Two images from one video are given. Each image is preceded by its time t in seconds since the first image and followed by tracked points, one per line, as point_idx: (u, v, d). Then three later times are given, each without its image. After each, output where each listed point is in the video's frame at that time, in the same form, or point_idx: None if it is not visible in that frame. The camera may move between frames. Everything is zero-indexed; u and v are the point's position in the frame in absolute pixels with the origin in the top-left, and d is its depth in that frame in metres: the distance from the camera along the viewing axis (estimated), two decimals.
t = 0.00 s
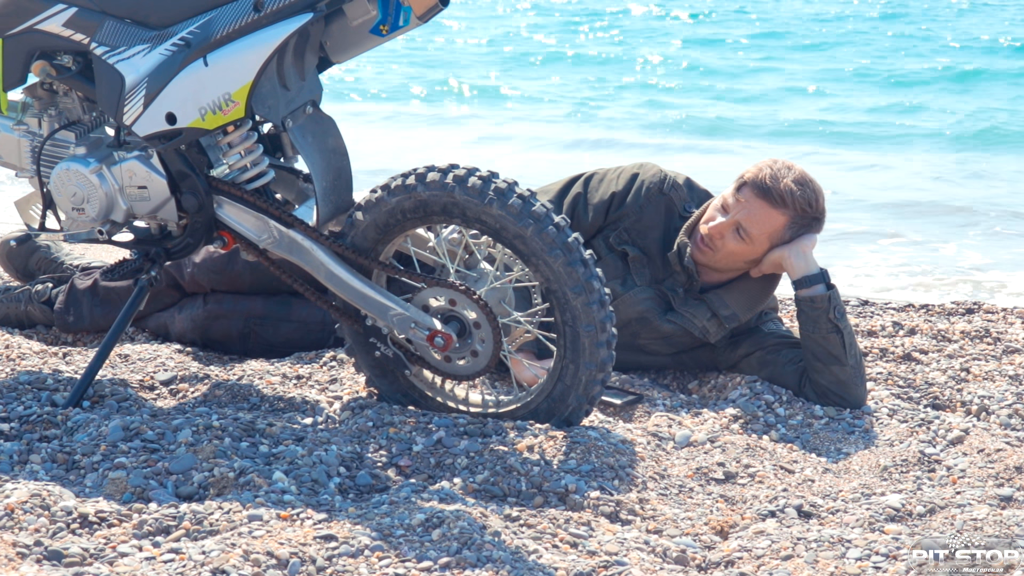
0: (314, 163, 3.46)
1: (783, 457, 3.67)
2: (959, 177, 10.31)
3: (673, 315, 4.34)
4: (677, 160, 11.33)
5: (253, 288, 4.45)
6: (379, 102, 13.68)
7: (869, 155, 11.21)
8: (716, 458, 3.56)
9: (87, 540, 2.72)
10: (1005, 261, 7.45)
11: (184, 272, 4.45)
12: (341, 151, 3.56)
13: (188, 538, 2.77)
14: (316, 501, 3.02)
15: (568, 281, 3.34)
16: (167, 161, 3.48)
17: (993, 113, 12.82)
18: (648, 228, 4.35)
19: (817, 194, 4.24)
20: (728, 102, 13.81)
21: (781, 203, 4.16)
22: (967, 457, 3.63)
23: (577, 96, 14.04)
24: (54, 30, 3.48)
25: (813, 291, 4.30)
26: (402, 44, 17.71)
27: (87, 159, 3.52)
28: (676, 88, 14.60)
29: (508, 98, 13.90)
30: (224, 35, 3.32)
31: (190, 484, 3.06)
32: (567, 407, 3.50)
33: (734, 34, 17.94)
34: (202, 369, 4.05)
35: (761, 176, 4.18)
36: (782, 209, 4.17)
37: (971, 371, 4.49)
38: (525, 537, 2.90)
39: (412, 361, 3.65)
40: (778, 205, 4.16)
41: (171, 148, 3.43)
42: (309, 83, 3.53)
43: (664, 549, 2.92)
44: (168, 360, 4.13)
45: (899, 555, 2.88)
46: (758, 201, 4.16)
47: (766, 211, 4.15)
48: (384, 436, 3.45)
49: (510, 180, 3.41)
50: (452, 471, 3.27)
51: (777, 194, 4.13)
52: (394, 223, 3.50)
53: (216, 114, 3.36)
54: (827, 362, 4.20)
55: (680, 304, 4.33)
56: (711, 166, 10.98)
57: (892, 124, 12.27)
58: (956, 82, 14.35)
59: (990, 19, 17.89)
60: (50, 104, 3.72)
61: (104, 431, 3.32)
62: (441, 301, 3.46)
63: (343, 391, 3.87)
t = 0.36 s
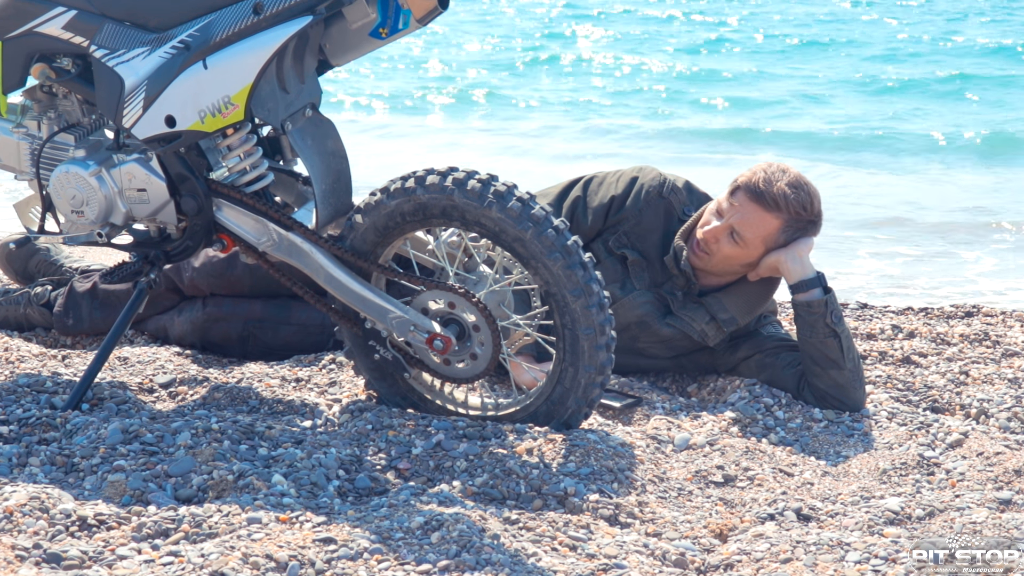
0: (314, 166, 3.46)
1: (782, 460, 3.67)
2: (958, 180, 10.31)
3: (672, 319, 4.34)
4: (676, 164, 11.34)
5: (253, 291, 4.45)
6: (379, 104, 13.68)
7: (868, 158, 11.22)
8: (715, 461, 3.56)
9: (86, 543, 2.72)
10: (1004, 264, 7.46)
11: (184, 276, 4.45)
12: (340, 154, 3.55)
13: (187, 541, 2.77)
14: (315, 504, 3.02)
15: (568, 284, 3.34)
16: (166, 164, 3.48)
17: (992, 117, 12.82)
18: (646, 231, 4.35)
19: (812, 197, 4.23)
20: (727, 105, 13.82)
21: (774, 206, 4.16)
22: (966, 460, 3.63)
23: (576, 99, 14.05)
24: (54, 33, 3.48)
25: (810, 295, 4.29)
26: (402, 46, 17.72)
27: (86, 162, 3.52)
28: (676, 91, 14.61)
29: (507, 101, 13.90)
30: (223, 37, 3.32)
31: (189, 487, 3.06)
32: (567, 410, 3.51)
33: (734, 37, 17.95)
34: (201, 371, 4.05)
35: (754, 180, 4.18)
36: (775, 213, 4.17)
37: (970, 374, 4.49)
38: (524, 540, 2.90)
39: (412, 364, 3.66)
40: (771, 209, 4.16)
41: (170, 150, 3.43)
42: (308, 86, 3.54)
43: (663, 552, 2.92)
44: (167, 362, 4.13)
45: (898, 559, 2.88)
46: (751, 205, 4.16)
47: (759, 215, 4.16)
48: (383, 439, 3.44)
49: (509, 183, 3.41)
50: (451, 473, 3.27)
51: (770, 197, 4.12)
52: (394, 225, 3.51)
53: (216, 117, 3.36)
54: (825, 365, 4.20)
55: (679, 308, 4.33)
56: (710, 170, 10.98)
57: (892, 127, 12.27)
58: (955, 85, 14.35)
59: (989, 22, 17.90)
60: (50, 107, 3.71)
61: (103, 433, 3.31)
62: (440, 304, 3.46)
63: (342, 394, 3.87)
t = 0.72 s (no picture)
0: (314, 167, 3.46)
1: (782, 460, 3.67)
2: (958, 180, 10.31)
3: (672, 320, 4.34)
4: (676, 164, 11.34)
5: (253, 293, 4.46)
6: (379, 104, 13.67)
7: (869, 158, 11.22)
8: (715, 461, 3.56)
9: (86, 544, 2.73)
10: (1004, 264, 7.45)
11: (184, 277, 4.45)
12: (339, 155, 3.55)
13: (188, 542, 2.77)
14: (316, 505, 3.02)
15: (568, 284, 3.34)
16: (166, 165, 3.47)
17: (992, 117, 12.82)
18: (646, 232, 4.35)
19: (811, 196, 4.23)
20: (727, 105, 13.81)
21: (773, 206, 4.16)
22: (966, 460, 3.63)
23: (576, 99, 14.05)
24: (53, 35, 3.48)
25: (810, 295, 4.29)
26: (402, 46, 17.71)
27: (86, 163, 3.52)
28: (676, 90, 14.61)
29: (507, 101, 13.91)
30: (223, 38, 3.32)
31: (189, 488, 3.07)
32: (567, 411, 3.51)
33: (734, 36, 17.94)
34: (202, 372, 4.05)
35: (752, 180, 4.18)
36: (774, 212, 4.17)
37: (970, 374, 4.49)
38: (525, 541, 2.90)
39: (412, 364, 3.66)
40: (770, 208, 4.16)
41: (170, 152, 3.43)
42: (308, 88, 3.53)
43: (664, 552, 2.92)
44: (167, 363, 4.13)
45: (899, 559, 2.88)
46: (750, 205, 4.16)
47: (758, 215, 4.16)
48: (384, 440, 3.44)
49: (509, 183, 3.41)
50: (451, 474, 3.27)
51: (768, 197, 4.13)
52: (394, 226, 3.51)
53: (215, 118, 3.35)
54: (825, 365, 4.20)
55: (679, 308, 4.33)
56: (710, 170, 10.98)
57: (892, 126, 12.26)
58: (956, 84, 14.35)
59: (990, 21, 17.89)
60: (49, 108, 3.71)
61: (103, 435, 3.32)
62: (440, 304, 3.46)
63: (343, 395, 3.87)
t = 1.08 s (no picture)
0: (314, 164, 3.46)
1: (783, 457, 3.67)
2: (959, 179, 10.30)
3: (673, 317, 4.34)
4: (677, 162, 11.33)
5: (254, 291, 4.44)
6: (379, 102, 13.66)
7: (869, 157, 11.21)
8: (716, 459, 3.56)
9: (87, 541, 2.73)
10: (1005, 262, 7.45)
11: (184, 274, 4.42)
12: (340, 152, 3.55)
13: (188, 539, 2.77)
14: (316, 502, 3.02)
15: (568, 282, 3.34)
16: (167, 162, 3.47)
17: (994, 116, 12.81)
18: (647, 230, 4.35)
19: (812, 194, 4.23)
20: (728, 103, 13.80)
21: (775, 204, 4.16)
22: (967, 458, 3.63)
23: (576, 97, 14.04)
24: (54, 32, 3.48)
25: (811, 293, 4.29)
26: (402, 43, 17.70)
27: (87, 160, 3.52)
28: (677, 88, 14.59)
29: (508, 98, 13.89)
30: (223, 36, 3.31)
31: (190, 486, 3.07)
32: (568, 408, 3.50)
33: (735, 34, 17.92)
34: (202, 370, 4.05)
35: (754, 177, 4.18)
36: (776, 210, 4.17)
37: (971, 372, 4.49)
38: (525, 538, 2.90)
39: (413, 362, 3.66)
40: (772, 206, 4.16)
41: (170, 149, 3.43)
42: (308, 85, 3.53)
43: (664, 550, 2.92)
44: (168, 361, 4.13)
45: (899, 557, 2.88)
46: (752, 203, 4.16)
47: (760, 212, 4.16)
48: (384, 437, 3.44)
49: (509, 181, 3.41)
50: (452, 471, 3.27)
51: (769, 194, 4.13)
52: (394, 224, 3.50)
53: (216, 115, 3.35)
54: (826, 363, 4.20)
55: (680, 306, 4.33)
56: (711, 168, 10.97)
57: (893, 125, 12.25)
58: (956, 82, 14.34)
59: (990, 20, 17.87)
60: (50, 105, 3.71)
61: (104, 432, 3.32)
62: (441, 302, 3.46)
63: (343, 393, 3.87)
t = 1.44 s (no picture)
0: (315, 161, 3.46)
1: (783, 456, 3.67)
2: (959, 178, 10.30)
3: (673, 316, 4.33)
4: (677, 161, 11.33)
5: (254, 287, 4.41)
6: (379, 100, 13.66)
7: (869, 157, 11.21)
8: (716, 457, 3.56)
9: (87, 538, 2.72)
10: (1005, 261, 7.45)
11: (184, 272, 4.42)
12: (341, 150, 3.56)
13: (188, 536, 2.77)
14: (316, 500, 3.02)
15: (569, 280, 3.34)
16: (167, 160, 3.48)
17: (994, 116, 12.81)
18: (646, 230, 4.34)
19: (816, 193, 4.24)
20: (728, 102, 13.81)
21: (780, 203, 4.16)
22: (967, 457, 3.63)
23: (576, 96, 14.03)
24: (55, 29, 3.48)
25: (815, 290, 4.30)
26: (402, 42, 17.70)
27: (88, 157, 3.53)
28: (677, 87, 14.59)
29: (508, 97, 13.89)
30: (225, 33, 3.32)
31: (190, 483, 3.06)
32: (568, 406, 3.50)
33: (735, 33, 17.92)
34: (203, 367, 4.05)
35: (759, 177, 4.19)
36: (781, 210, 4.18)
37: (971, 370, 4.49)
38: (525, 536, 2.90)
39: (413, 360, 3.66)
40: (777, 206, 4.17)
41: (171, 146, 3.43)
42: (310, 82, 3.52)
43: (664, 548, 2.92)
44: (168, 358, 4.13)
45: (899, 555, 2.88)
46: (756, 202, 4.17)
47: (765, 212, 4.16)
48: (384, 435, 3.45)
49: (510, 179, 3.41)
50: (452, 469, 3.27)
51: (776, 194, 4.13)
52: (394, 221, 3.50)
53: (217, 112, 3.35)
54: (828, 361, 4.21)
55: (680, 305, 4.31)
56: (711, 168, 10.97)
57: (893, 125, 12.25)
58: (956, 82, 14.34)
59: (990, 20, 17.87)
60: (51, 102, 3.71)
61: (104, 429, 3.32)
62: (441, 300, 3.46)
63: (344, 390, 3.87)
